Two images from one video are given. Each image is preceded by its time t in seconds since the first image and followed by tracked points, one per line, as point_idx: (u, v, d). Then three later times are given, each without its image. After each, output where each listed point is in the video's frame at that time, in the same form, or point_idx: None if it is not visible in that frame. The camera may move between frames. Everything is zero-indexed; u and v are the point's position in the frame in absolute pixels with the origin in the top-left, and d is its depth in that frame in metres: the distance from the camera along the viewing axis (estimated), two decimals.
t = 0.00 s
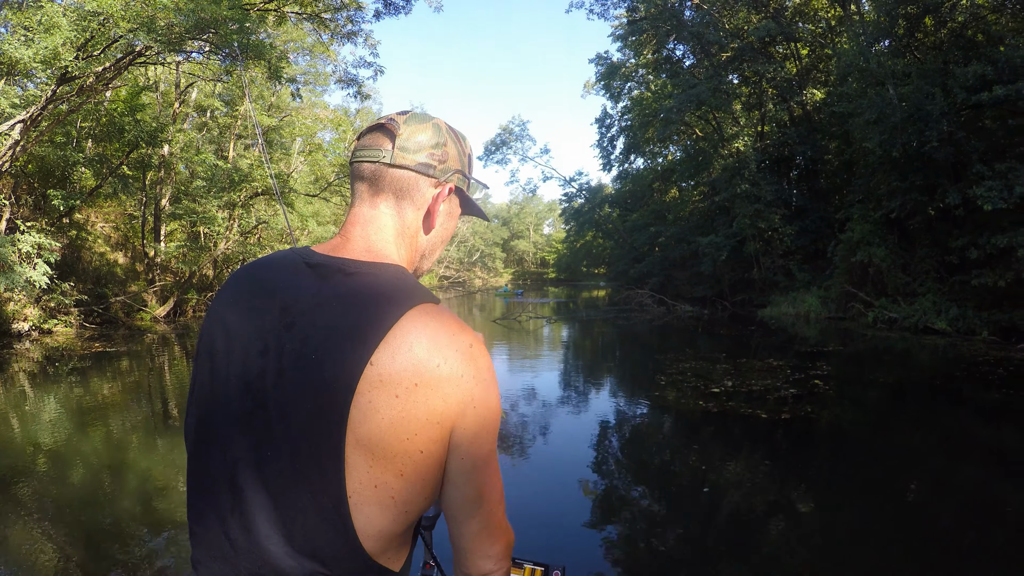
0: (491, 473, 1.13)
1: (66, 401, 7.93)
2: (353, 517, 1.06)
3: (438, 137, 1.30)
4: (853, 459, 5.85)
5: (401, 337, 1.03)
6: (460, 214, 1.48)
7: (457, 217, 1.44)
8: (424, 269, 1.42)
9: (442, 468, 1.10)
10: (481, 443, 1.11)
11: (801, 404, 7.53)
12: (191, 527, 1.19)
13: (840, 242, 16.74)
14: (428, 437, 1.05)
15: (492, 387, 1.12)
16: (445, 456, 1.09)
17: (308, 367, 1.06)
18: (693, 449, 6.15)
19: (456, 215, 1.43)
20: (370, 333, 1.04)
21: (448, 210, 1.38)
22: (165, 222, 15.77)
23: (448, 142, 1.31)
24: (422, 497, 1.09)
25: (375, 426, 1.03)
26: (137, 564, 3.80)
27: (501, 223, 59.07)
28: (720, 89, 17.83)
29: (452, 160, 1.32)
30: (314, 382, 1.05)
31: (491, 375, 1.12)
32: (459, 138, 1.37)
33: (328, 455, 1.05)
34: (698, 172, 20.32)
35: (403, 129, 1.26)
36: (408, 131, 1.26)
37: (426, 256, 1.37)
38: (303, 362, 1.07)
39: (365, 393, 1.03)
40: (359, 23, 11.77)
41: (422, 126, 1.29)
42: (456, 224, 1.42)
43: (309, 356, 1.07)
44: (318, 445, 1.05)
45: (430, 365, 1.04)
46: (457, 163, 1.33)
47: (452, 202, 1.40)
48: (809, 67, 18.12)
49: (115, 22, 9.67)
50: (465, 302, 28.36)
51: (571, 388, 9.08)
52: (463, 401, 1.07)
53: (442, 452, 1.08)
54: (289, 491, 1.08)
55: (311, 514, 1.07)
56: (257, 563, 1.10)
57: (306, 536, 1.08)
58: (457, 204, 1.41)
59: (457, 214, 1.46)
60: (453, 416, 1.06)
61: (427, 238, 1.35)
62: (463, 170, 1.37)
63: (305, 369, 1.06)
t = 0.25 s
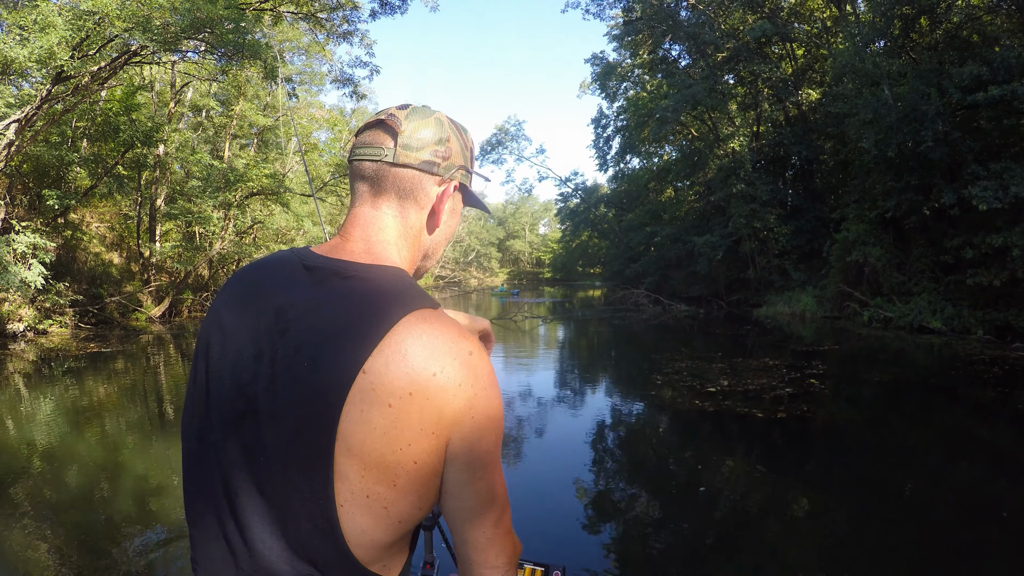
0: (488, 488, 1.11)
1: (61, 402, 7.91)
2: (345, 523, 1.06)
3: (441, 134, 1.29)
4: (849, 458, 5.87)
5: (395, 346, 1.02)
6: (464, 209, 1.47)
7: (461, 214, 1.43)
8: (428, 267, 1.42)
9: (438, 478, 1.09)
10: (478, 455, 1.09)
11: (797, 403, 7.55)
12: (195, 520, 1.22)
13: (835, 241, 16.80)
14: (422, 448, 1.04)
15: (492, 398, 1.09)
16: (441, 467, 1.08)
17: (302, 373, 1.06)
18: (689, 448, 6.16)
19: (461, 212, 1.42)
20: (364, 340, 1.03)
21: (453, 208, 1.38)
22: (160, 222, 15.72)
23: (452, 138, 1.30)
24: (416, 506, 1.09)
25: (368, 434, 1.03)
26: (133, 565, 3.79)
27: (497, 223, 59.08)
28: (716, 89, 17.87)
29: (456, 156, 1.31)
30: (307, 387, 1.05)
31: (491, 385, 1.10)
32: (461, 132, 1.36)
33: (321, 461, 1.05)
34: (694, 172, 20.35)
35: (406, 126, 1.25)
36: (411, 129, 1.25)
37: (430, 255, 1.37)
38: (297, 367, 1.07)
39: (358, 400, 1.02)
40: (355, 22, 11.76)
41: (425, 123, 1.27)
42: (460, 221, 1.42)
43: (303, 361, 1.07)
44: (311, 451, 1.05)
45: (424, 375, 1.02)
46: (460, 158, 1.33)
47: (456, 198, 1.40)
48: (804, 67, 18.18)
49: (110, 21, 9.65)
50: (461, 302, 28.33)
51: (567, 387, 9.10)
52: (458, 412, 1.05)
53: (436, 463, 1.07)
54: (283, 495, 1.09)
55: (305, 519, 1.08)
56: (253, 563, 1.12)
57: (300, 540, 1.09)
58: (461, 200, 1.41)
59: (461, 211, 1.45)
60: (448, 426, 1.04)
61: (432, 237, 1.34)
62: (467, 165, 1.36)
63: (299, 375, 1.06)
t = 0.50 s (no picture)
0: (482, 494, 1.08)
1: (61, 403, 7.91)
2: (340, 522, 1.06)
3: (434, 131, 1.29)
4: (848, 456, 5.87)
5: (385, 347, 1.01)
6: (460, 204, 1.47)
7: (458, 208, 1.43)
8: (427, 264, 1.42)
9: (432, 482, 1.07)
10: (472, 458, 1.06)
11: (796, 402, 7.55)
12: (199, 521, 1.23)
13: (833, 240, 16.82)
14: (411, 449, 1.03)
15: (486, 399, 1.07)
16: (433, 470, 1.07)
17: (294, 375, 1.06)
18: (687, 447, 6.16)
19: (456, 208, 1.42)
20: (352, 342, 1.02)
21: (449, 204, 1.38)
22: (158, 222, 15.70)
23: (445, 134, 1.30)
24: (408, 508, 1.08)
25: (359, 434, 1.02)
26: (132, 566, 3.78)
27: (495, 223, 59.11)
28: (713, 88, 17.90)
29: (450, 152, 1.31)
30: (299, 387, 1.05)
31: (485, 385, 1.08)
32: (453, 126, 1.35)
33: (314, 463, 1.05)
34: (692, 171, 20.36)
35: (398, 125, 1.24)
36: (403, 127, 1.25)
37: (428, 252, 1.37)
38: (290, 369, 1.07)
39: (348, 401, 1.02)
40: (353, 23, 11.74)
41: (417, 120, 1.27)
42: (457, 216, 1.42)
43: (295, 361, 1.07)
44: (304, 452, 1.06)
45: (412, 380, 1.01)
46: (454, 154, 1.32)
47: (452, 193, 1.39)
48: (802, 66, 18.20)
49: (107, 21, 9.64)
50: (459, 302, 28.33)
51: (565, 387, 9.10)
52: (448, 416, 1.03)
53: (429, 466, 1.05)
54: (278, 495, 1.09)
55: (300, 518, 1.08)
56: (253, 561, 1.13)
57: (298, 539, 1.09)
58: (457, 195, 1.41)
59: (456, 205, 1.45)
60: (438, 427, 1.03)
61: (429, 235, 1.35)
62: (462, 160, 1.36)
63: (291, 377, 1.06)
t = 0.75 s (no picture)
0: (473, 472, 1.10)
1: (58, 405, 7.89)
2: (336, 513, 1.06)
3: (402, 125, 1.28)
4: (847, 453, 5.87)
5: (370, 334, 1.02)
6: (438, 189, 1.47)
7: (436, 195, 1.43)
8: (415, 254, 1.43)
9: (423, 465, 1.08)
10: (461, 437, 1.08)
11: (794, 399, 7.56)
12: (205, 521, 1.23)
13: (830, 237, 16.85)
14: (399, 433, 1.04)
15: (472, 380, 1.08)
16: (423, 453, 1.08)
17: (284, 368, 1.06)
18: (685, 445, 6.16)
19: (436, 196, 1.42)
20: (337, 333, 1.03)
21: (428, 192, 1.37)
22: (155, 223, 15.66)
23: (413, 127, 1.29)
24: (402, 492, 1.08)
25: (349, 423, 1.03)
26: (131, 568, 3.77)
27: (492, 221, 59.12)
28: (710, 85, 17.90)
29: (421, 144, 1.30)
30: (290, 378, 1.06)
31: (471, 367, 1.09)
32: (420, 117, 1.34)
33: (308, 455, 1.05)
34: (688, 168, 20.37)
35: (366, 127, 1.24)
36: (371, 127, 1.24)
37: (414, 243, 1.38)
38: (281, 363, 1.07)
39: (337, 392, 1.02)
40: (348, 22, 11.70)
41: (382, 116, 1.26)
42: (436, 202, 1.42)
43: (286, 352, 1.07)
44: (298, 446, 1.06)
45: (399, 367, 1.02)
46: (426, 145, 1.32)
47: (430, 182, 1.39)
48: (799, 63, 18.21)
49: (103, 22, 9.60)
50: (457, 301, 28.34)
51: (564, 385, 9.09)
52: (435, 399, 1.04)
53: (420, 451, 1.06)
54: (276, 490, 1.09)
55: (299, 511, 1.08)
56: (257, 557, 1.13)
57: (295, 530, 1.09)
58: (433, 182, 1.40)
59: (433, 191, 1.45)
60: (426, 411, 1.04)
61: (412, 227, 1.35)
62: (434, 148, 1.36)
63: (282, 372, 1.06)
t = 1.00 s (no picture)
0: (470, 432, 1.17)
1: (56, 407, 7.87)
2: (337, 496, 1.09)
3: (379, 136, 1.31)
4: (845, 449, 5.89)
5: (364, 315, 1.08)
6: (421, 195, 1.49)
7: (419, 200, 1.45)
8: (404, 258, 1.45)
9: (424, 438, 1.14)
10: (460, 406, 1.15)
11: (792, 395, 7.58)
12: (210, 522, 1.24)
13: (827, 233, 16.88)
14: (398, 404, 1.09)
15: (465, 356, 1.16)
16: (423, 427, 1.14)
17: (284, 357, 1.10)
18: (683, 442, 6.18)
19: (418, 201, 1.43)
20: (334, 319, 1.08)
21: (410, 197, 1.39)
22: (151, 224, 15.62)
23: (389, 136, 1.32)
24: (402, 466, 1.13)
25: (349, 404, 1.07)
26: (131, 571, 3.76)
27: (489, 220, 59.13)
28: (706, 83, 17.91)
29: (399, 152, 1.33)
30: (288, 364, 1.09)
31: (463, 344, 1.16)
32: (396, 125, 1.37)
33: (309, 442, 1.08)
34: (685, 165, 20.38)
35: (344, 142, 1.27)
36: (347, 140, 1.28)
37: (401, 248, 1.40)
38: (282, 354, 1.10)
39: (337, 375, 1.06)
40: (343, 21, 11.68)
41: (358, 128, 1.29)
42: (419, 208, 1.44)
43: (284, 341, 1.11)
44: (299, 431, 1.08)
45: (395, 348, 1.08)
46: (404, 153, 1.34)
47: (412, 188, 1.41)
48: (794, 60, 18.23)
49: (97, 23, 9.58)
50: (454, 300, 28.32)
51: (561, 383, 9.10)
52: (431, 374, 1.11)
53: (420, 425, 1.12)
54: (277, 478, 1.10)
55: (303, 495, 1.10)
56: (260, 550, 1.14)
57: (297, 512, 1.10)
58: (415, 188, 1.42)
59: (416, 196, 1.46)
60: (421, 379, 1.10)
61: (398, 232, 1.37)
62: (412, 155, 1.38)
63: (283, 362, 1.10)
